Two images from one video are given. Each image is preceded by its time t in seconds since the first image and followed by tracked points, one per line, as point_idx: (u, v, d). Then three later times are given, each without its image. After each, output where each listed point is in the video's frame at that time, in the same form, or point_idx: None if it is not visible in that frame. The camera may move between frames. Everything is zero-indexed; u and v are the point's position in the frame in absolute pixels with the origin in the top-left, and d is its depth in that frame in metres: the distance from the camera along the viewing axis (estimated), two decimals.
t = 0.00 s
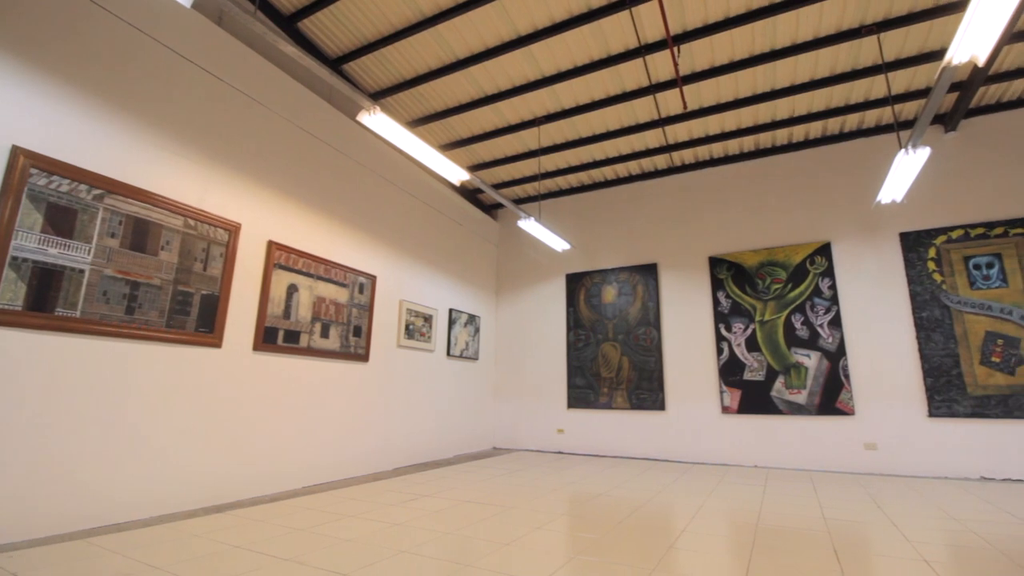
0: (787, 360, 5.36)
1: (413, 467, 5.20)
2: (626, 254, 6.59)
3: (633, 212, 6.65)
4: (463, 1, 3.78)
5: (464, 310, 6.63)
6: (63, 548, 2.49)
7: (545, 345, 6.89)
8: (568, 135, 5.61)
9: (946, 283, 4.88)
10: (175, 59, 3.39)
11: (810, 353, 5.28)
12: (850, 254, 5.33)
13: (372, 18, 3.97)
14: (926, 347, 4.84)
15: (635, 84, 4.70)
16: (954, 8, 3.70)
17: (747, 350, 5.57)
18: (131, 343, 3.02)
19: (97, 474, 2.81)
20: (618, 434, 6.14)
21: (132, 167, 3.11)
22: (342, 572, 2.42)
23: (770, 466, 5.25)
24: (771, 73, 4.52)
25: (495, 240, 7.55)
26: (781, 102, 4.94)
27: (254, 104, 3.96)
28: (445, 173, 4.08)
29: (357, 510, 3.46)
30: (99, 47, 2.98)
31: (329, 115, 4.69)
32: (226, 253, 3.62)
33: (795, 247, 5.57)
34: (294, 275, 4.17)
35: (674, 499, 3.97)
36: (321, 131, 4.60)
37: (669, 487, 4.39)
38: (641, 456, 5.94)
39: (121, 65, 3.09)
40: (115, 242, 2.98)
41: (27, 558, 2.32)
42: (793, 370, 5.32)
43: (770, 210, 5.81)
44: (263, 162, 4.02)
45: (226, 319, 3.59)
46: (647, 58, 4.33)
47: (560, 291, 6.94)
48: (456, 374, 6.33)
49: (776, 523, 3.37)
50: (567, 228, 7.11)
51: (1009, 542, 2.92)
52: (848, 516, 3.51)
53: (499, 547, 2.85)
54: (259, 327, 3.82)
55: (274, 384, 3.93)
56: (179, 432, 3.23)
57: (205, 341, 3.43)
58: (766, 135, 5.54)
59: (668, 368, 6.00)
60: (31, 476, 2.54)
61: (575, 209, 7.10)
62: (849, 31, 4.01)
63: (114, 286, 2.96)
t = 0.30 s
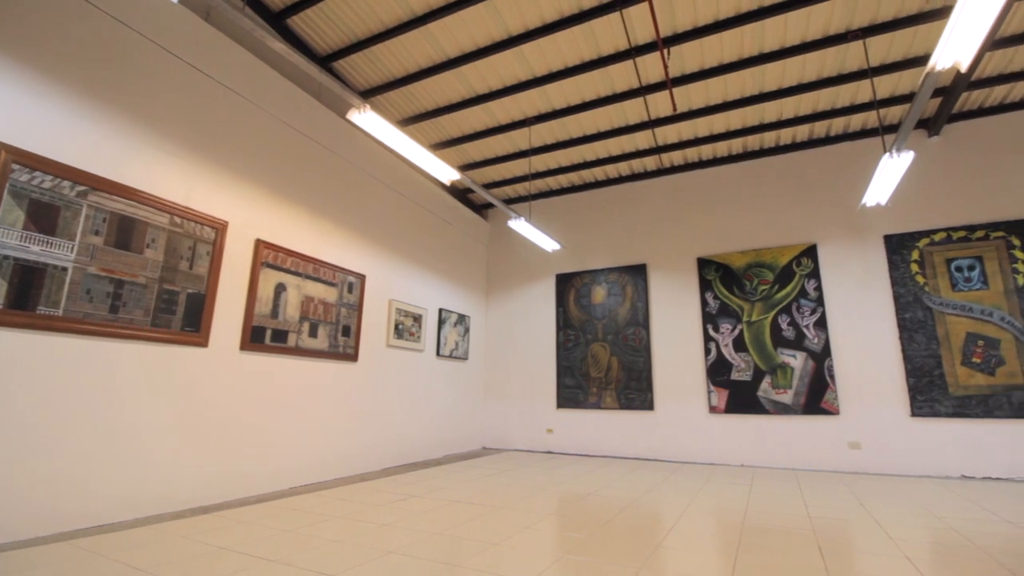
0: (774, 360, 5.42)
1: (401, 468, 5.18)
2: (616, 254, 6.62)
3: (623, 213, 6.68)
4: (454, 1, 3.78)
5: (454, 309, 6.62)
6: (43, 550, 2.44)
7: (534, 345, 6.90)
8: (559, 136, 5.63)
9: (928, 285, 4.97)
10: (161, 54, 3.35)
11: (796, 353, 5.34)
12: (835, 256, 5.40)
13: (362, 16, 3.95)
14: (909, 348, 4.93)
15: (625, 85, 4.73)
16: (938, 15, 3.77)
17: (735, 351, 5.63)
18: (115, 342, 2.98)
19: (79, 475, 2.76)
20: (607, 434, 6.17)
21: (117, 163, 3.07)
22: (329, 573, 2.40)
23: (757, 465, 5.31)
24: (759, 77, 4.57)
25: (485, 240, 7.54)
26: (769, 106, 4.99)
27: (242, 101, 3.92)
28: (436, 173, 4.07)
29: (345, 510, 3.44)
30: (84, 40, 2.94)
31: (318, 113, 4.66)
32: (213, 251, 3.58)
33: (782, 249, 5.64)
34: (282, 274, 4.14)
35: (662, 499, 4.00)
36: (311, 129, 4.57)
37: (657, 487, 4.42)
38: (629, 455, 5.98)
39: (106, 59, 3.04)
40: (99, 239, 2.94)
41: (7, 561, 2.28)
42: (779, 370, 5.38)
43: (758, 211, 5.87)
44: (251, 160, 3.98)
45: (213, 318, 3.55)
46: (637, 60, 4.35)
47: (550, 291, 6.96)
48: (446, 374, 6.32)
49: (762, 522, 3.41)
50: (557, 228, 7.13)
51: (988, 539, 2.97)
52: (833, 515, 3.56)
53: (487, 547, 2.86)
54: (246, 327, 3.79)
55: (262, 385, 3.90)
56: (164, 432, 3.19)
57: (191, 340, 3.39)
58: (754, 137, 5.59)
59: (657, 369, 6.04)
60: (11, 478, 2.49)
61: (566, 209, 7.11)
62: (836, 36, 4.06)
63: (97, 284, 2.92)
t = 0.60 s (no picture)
0: (760, 360, 5.48)
1: (389, 468, 5.16)
2: (605, 254, 6.64)
3: (612, 214, 6.71)
4: None
5: (443, 309, 6.61)
6: (21, 553, 2.39)
7: (524, 345, 6.91)
8: (549, 137, 5.64)
9: (911, 287, 5.05)
10: (146, 48, 3.29)
11: (782, 354, 5.41)
12: (821, 258, 5.48)
13: (352, 13, 3.92)
14: (892, 349, 5.01)
15: (615, 86, 4.75)
16: (922, 21, 3.83)
17: (722, 351, 5.68)
18: (98, 341, 2.93)
19: (60, 476, 2.71)
20: (595, 434, 6.19)
21: (101, 159, 3.02)
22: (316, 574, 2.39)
23: (743, 464, 5.36)
24: (747, 80, 4.62)
25: (475, 239, 7.54)
26: (757, 108, 5.04)
27: (229, 97, 3.88)
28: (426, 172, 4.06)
29: (333, 511, 3.42)
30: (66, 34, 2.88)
31: (307, 111, 4.62)
32: (198, 250, 3.54)
33: (769, 250, 5.70)
34: (269, 272, 4.10)
35: (649, 498, 4.02)
36: (299, 126, 4.53)
37: (645, 486, 4.45)
38: (618, 455, 6.01)
39: (90, 54, 2.99)
40: (82, 236, 2.89)
41: None
42: (766, 370, 5.44)
43: (746, 213, 5.93)
44: (239, 158, 3.94)
45: (198, 317, 3.51)
46: (627, 62, 4.38)
47: (540, 291, 6.97)
48: (435, 374, 6.30)
49: (748, 520, 3.45)
50: (547, 228, 7.14)
51: (967, 536, 3.03)
52: (817, 513, 3.61)
53: (476, 546, 2.86)
54: (232, 326, 3.74)
55: (248, 384, 3.86)
56: (148, 433, 3.14)
57: (176, 339, 3.34)
58: (742, 140, 5.65)
59: (645, 369, 6.07)
60: None
61: (556, 209, 7.13)
62: (822, 41, 4.12)
63: (80, 282, 2.87)
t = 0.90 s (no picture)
0: (746, 360, 5.54)
1: (377, 468, 5.14)
2: (595, 255, 6.67)
3: (602, 214, 6.73)
4: None
5: (433, 309, 6.59)
6: None
7: (513, 345, 6.92)
8: (539, 137, 5.65)
9: (894, 289, 5.14)
10: (132, 42, 3.24)
11: (768, 354, 5.47)
12: (807, 259, 5.55)
13: (342, 11, 3.90)
14: (875, 349, 5.09)
15: (605, 88, 4.78)
16: (906, 27, 3.90)
17: (709, 351, 5.73)
18: (79, 340, 2.88)
19: (40, 478, 2.65)
20: (584, 434, 6.21)
21: (84, 155, 2.97)
22: None
23: (729, 463, 5.42)
24: (735, 82, 4.67)
25: (464, 239, 7.53)
26: (745, 111, 5.10)
27: (217, 93, 3.83)
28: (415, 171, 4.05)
29: (319, 512, 3.39)
30: (49, 26, 2.83)
31: (296, 108, 4.58)
32: (184, 247, 3.49)
33: (756, 252, 5.76)
34: (256, 271, 4.06)
35: (637, 497, 4.04)
36: (287, 124, 4.49)
37: (633, 486, 4.47)
38: (606, 455, 6.03)
39: (74, 47, 2.93)
40: (64, 233, 2.84)
41: None
42: (752, 371, 5.50)
43: (734, 215, 5.98)
44: (226, 155, 3.89)
45: (183, 316, 3.46)
46: (617, 63, 4.41)
47: (529, 291, 6.98)
48: (424, 374, 6.28)
49: (734, 519, 3.49)
50: (537, 229, 7.15)
51: (947, 534, 3.09)
52: (802, 512, 3.66)
53: (464, 547, 2.85)
54: (218, 325, 3.70)
55: (234, 384, 3.81)
56: (132, 433, 3.09)
57: (160, 338, 3.30)
58: (730, 142, 5.71)
59: (634, 369, 6.11)
60: None
61: (546, 210, 7.14)
62: (809, 45, 4.17)
63: (61, 279, 2.82)
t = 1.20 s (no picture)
0: (733, 360, 5.60)
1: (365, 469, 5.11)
2: (585, 255, 6.69)
3: (592, 215, 6.76)
4: None
5: (422, 309, 6.57)
6: None
7: (503, 345, 6.91)
8: (530, 137, 5.66)
9: (878, 290, 5.22)
10: (116, 37, 3.19)
11: (755, 354, 5.53)
12: (793, 261, 5.62)
13: (331, 8, 3.88)
14: (859, 350, 5.17)
15: (595, 89, 4.80)
16: (891, 33, 3.96)
17: (697, 352, 5.78)
18: (60, 339, 2.83)
19: (19, 479, 2.60)
20: (573, 434, 6.23)
21: (66, 151, 2.92)
22: None
23: (716, 462, 5.47)
24: (724, 85, 4.71)
25: (454, 239, 7.51)
26: (733, 114, 5.15)
27: (204, 89, 3.79)
28: (405, 170, 4.03)
29: (305, 513, 3.37)
30: (30, 19, 2.77)
31: (284, 106, 4.55)
32: (169, 245, 3.45)
33: (743, 253, 5.82)
34: (242, 270, 4.02)
35: (625, 497, 4.06)
36: (275, 121, 4.45)
37: (621, 485, 4.49)
38: (594, 455, 6.06)
39: (56, 41, 2.88)
40: (44, 230, 2.79)
41: None
42: (739, 371, 5.56)
43: (722, 216, 6.04)
44: (212, 152, 3.85)
45: (167, 315, 3.41)
46: (607, 65, 4.43)
47: (519, 291, 6.99)
48: (413, 374, 6.26)
49: (720, 517, 3.52)
50: (527, 229, 7.16)
51: (928, 532, 3.14)
52: (787, 511, 3.70)
53: (451, 547, 2.85)
54: (203, 324, 3.65)
55: (220, 384, 3.76)
56: (115, 434, 3.04)
57: (144, 338, 3.25)
58: (718, 144, 5.76)
59: (622, 369, 6.14)
60: None
61: (536, 210, 7.15)
62: (796, 49, 4.23)
63: (42, 277, 2.77)
